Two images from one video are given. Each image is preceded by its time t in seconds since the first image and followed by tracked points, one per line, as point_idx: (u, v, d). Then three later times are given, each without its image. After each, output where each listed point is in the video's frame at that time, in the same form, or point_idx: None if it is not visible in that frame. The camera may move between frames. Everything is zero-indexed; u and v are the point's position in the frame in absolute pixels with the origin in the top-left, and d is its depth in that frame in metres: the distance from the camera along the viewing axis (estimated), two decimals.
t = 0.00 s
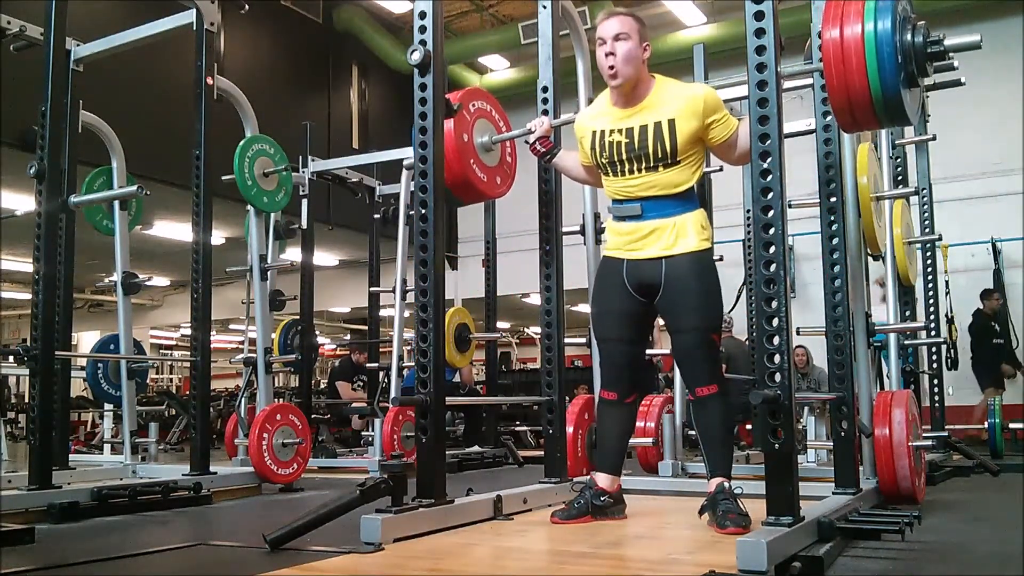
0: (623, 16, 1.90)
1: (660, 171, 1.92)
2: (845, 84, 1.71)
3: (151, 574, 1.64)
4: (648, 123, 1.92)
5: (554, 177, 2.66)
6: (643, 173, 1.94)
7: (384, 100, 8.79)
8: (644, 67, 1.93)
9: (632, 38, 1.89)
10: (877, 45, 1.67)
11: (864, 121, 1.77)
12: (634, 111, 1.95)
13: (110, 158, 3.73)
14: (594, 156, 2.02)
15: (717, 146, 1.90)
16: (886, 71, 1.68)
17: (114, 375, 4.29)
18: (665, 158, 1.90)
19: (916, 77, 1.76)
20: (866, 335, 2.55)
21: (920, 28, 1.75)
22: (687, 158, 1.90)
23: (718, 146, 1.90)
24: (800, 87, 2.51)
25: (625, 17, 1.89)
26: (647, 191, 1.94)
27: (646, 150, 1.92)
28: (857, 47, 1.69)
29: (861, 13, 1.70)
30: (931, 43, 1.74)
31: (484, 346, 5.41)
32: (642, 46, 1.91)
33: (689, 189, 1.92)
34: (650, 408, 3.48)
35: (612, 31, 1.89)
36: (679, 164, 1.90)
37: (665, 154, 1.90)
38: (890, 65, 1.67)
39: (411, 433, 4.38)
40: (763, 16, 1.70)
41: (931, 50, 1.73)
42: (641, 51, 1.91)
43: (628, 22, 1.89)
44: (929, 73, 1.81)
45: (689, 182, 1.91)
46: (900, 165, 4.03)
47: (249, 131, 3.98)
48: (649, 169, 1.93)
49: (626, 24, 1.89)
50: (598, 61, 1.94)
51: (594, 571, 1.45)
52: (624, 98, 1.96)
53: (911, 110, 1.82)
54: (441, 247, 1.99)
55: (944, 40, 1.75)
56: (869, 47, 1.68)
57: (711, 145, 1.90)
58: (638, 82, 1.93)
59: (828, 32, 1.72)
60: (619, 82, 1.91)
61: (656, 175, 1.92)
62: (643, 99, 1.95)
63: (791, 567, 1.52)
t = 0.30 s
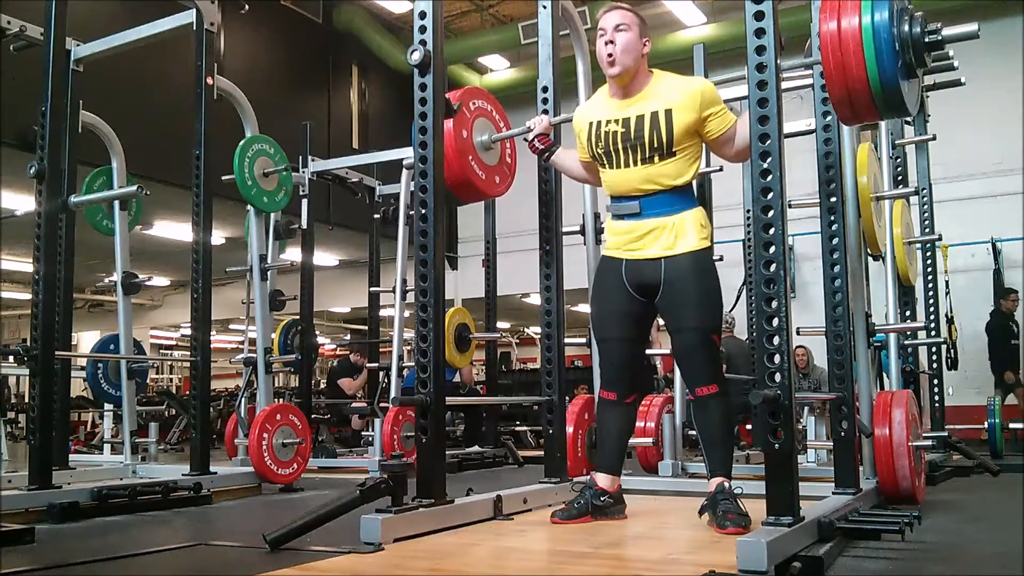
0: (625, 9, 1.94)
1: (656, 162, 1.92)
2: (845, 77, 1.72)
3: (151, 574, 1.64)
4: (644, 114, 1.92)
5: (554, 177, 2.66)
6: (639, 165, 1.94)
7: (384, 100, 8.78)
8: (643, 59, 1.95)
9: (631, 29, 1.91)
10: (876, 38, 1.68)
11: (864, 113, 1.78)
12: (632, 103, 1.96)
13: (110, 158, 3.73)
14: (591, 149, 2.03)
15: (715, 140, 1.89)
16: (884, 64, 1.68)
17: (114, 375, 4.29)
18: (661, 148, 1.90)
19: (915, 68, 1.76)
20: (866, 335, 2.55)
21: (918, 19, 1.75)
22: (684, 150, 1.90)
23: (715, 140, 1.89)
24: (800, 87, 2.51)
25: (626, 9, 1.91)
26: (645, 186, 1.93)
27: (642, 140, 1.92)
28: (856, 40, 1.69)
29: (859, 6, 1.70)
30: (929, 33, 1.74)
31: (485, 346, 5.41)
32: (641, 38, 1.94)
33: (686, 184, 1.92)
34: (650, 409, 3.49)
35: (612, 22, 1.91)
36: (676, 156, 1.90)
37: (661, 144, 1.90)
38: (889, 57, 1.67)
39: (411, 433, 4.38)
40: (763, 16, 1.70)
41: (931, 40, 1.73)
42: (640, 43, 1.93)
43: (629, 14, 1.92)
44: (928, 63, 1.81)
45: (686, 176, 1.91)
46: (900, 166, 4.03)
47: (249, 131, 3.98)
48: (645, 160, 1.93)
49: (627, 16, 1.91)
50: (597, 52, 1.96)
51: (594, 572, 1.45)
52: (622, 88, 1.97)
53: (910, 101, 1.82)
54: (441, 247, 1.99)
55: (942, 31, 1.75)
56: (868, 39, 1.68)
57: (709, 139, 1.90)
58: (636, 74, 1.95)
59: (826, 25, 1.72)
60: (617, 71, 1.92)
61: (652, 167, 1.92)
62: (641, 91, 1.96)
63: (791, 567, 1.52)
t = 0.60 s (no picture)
0: (628, 8, 1.97)
1: (654, 163, 1.91)
2: (844, 84, 1.72)
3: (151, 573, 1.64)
4: (643, 115, 1.92)
5: (554, 177, 2.66)
6: (638, 167, 1.94)
7: (384, 100, 8.79)
8: (644, 59, 1.97)
9: (633, 27, 1.94)
10: (875, 44, 1.68)
11: (863, 119, 1.78)
12: (631, 105, 1.96)
13: (110, 158, 3.73)
14: (589, 151, 2.03)
15: (714, 144, 1.88)
16: (883, 70, 1.68)
17: (114, 375, 4.29)
18: (660, 150, 1.90)
19: (915, 73, 1.76)
20: (866, 336, 2.55)
21: (918, 24, 1.74)
22: (682, 152, 1.89)
23: (714, 145, 1.88)
24: (800, 87, 2.51)
25: (629, 7, 1.95)
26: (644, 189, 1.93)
27: (640, 142, 1.92)
28: (854, 46, 1.69)
29: (858, 11, 1.70)
30: (928, 39, 1.74)
31: (485, 346, 5.41)
32: (642, 37, 1.97)
33: (684, 186, 1.92)
34: (649, 408, 3.49)
35: (615, 19, 1.95)
36: (675, 158, 1.90)
37: (660, 146, 1.89)
38: (887, 64, 1.68)
39: (411, 433, 4.38)
40: (763, 17, 1.70)
41: (929, 46, 1.74)
42: (641, 42, 1.96)
43: (631, 12, 1.95)
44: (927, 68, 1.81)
45: (684, 179, 1.90)
46: (900, 165, 4.03)
47: (249, 131, 3.98)
48: (643, 162, 1.93)
49: (629, 14, 1.95)
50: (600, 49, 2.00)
51: (592, 572, 1.45)
52: (621, 88, 1.98)
53: (909, 107, 1.82)
54: (441, 247, 1.99)
55: (942, 36, 1.75)
56: (867, 46, 1.68)
57: (708, 143, 1.89)
58: (636, 73, 1.96)
59: (825, 31, 1.72)
60: (616, 64, 1.95)
61: (650, 168, 1.92)
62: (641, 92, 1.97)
63: (791, 567, 1.52)
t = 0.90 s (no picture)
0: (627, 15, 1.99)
1: (654, 170, 1.90)
2: (844, 90, 1.71)
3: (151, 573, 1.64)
4: (641, 122, 1.91)
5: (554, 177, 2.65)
6: (638, 174, 1.92)
7: (384, 100, 8.79)
8: (642, 65, 1.97)
9: (632, 33, 1.96)
10: (875, 50, 1.67)
11: (863, 126, 1.78)
12: (629, 111, 1.95)
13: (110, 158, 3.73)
14: (588, 158, 2.02)
15: (712, 151, 1.88)
16: (883, 76, 1.68)
17: (114, 375, 4.29)
18: (660, 157, 1.89)
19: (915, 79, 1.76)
20: (866, 336, 2.55)
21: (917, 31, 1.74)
22: (681, 160, 1.88)
23: (712, 151, 1.88)
24: (800, 88, 2.51)
25: (628, 14, 1.97)
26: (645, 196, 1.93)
27: (640, 149, 1.91)
28: (854, 53, 1.69)
29: (858, 18, 1.70)
30: (927, 44, 1.74)
31: (485, 346, 5.41)
32: (641, 43, 1.98)
33: (684, 194, 1.91)
34: (650, 409, 3.49)
35: (614, 25, 1.96)
36: (674, 164, 1.89)
37: (659, 152, 1.88)
38: (887, 70, 1.67)
39: (411, 433, 4.38)
40: (763, 17, 1.70)
41: (929, 52, 1.74)
42: (640, 47, 1.97)
43: (630, 18, 1.97)
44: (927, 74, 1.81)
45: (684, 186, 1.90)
46: (900, 165, 4.03)
47: (249, 131, 3.98)
48: (642, 169, 1.91)
49: (628, 20, 1.96)
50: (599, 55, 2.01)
51: (592, 571, 1.45)
52: (620, 94, 1.98)
53: (910, 112, 1.82)
54: (441, 247, 1.99)
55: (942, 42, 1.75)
56: (866, 53, 1.68)
57: (707, 150, 1.88)
58: (635, 79, 1.97)
59: (825, 38, 1.72)
60: (616, 69, 1.95)
61: (650, 175, 1.91)
62: (639, 99, 1.97)
63: (791, 567, 1.52)
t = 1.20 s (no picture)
0: (628, 71, 1.96)
1: (654, 233, 1.86)
2: (844, 155, 1.66)
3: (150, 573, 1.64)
4: (641, 183, 1.87)
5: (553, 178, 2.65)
6: (639, 237, 1.88)
7: (384, 100, 8.79)
8: (644, 123, 1.94)
9: (633, 91, 1.93)
10: (878, 118, 1.62)
11: (863, 191, 1.72)
12: (628, 171, 1.91)
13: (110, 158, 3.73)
14: (588, 215, 1.98)
15: (712, 209, 1.84)
16: (885, 144, 1.62)
17: (115, 375, 4.29)
18: (660, 219, 1.84)
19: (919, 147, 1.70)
20: (866, 336, 2.54)
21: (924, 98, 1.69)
22: (682, 221, 1.85)
23: (713, 209, 1.84)
24: (799, 87, 2.51)
25: (628, 70, 1.94)
26: (647, 256, 1.89)
27: (640, 211, 1.86)
28: (856, 119, 1.63)
29: (861, 85, 1.64)
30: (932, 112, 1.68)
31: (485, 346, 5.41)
32: (641, 100, 1.94)
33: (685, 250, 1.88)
34: (650, 409, 3.50)
35: (614, 82, 1.93)
36: (674, 225, 1.84)
37: (660, 215, 1.84)
38: (889, 138, 1.62)
39: (411, 433, 4.38)
40: (763, 17, 1.70)
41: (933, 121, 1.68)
42: (641, 104, 1.93)
43: (630, 75, 1.94)
44: (930, 142, 1.76)
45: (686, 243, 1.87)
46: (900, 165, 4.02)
47: (249, 131, 3.98)
48: (643, 233, 1.87)
49: (629, 77, 1.93)
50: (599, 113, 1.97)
51: (591, 571, 1.45)
52: (620, 153, 1.94)
53: (913, 179, 1.76)
54: (441, 247, 1.99)
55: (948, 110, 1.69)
56: (869, 118, 1.62)
57: (707, 208, 1.84)
58: (634, 136, 1.93)
59: (827, 102, 1.66)
60: (616, 127, 1.91)
61: (651, 237, 1.86)
62: (639, 157, 1.92)
63: (791, 567, 1.52)
